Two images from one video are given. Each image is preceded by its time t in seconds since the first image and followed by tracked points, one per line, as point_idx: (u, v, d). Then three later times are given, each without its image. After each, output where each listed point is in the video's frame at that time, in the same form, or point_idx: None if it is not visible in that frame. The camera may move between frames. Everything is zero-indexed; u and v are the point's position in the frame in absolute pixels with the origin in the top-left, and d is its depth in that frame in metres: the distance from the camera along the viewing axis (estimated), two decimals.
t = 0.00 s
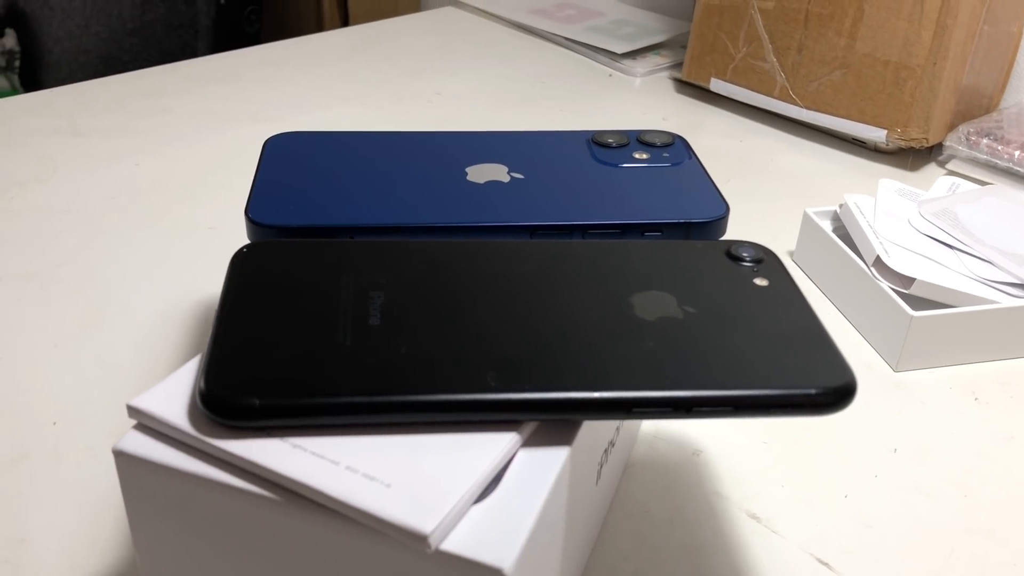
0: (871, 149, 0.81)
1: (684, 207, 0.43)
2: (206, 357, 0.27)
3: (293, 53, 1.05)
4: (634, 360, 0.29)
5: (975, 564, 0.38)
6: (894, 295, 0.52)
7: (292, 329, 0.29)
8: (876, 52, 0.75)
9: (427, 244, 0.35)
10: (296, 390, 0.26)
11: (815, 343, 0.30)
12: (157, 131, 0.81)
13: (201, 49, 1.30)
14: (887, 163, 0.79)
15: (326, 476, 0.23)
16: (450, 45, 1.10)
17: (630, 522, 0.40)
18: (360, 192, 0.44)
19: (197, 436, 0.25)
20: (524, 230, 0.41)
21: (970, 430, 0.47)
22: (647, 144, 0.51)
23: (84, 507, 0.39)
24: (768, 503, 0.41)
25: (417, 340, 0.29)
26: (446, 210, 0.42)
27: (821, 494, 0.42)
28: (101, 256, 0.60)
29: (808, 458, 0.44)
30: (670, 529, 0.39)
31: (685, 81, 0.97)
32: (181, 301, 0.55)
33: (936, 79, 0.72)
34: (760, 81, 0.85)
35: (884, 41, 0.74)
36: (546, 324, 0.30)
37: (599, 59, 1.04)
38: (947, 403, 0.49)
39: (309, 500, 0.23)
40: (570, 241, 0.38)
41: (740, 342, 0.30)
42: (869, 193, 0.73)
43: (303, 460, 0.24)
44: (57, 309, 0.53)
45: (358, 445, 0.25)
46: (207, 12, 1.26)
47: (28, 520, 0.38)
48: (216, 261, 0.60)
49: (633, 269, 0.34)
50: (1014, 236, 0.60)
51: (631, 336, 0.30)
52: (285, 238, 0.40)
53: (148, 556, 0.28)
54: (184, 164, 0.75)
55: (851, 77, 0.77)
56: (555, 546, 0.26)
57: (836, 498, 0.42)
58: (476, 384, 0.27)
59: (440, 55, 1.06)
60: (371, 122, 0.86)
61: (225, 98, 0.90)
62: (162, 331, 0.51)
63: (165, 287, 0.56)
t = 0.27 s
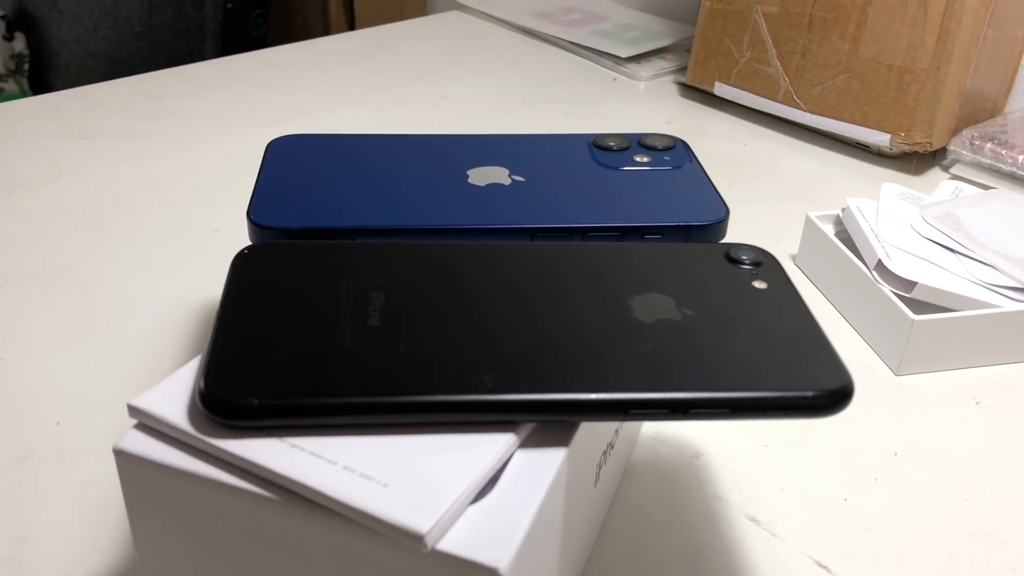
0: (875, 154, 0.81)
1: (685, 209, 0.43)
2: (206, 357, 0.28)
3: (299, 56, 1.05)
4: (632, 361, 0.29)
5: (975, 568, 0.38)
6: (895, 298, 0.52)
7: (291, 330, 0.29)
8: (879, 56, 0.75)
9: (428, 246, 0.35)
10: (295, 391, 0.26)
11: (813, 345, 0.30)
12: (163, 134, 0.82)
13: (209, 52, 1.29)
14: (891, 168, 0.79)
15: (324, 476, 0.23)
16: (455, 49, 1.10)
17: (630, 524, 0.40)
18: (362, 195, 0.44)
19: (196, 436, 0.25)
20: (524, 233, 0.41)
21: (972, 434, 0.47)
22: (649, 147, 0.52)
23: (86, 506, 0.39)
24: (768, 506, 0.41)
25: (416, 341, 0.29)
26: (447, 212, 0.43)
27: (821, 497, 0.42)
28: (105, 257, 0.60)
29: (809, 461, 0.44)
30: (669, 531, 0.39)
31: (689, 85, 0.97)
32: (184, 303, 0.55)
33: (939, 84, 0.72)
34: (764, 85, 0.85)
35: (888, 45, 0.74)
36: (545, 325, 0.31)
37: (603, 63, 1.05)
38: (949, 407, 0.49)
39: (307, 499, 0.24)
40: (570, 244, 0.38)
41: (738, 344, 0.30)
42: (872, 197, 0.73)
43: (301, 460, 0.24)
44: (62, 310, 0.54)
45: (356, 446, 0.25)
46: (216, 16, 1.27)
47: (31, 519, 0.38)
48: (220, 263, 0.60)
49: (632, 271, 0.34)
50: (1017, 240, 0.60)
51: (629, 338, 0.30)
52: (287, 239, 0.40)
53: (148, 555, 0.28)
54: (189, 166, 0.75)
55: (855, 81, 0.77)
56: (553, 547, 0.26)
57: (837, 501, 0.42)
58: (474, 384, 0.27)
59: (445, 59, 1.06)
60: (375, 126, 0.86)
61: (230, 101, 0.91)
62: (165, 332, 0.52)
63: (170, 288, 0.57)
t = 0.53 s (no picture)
0: (879, 158, 0.81)
1: (684, 212, 0.44)
2: (207, 357, 0.28)
3: (304, 60, 1.06)
4: (630, 362, 0.29)
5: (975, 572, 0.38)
6: (896, 301, 0.52)
7: (292, 330, 0.29)
8: (882, 61, 0.75)
9: (428, 247, 0.35)
10: (295, 390, 0.26)
11: (811, 346, 0.30)
12: (168, 137, 0.82)
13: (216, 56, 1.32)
14: (894, 172, 0.79)
15: (322, 474, 0.24)
16: (460, 53, 1.10)
17: (629, 526, 0.40)
18: (362, 196, 0.44)
19: (196, 434, 0.25)
20: (525, 234, 0.41)
21: (973, 437, 0.47)
22: (650, 150, 0.52)
23: (89, 505, 0.39)
24: (768, 508, 0.41)
25: (415, 342, 0.29)
26: (448, 214, 0.43)
27: (821, 499, 0.42)
28: (110, 259, 0.60)
29: (810, 464, 0.44)
30: (668, 533, 0.39)
31: (693, 89, 0.97)
32: (187, 304, 0.55)
33: (942, 88, 0.72)
34: (768, 89, 0.85)
35: (891, 49, 0.74)
36: (544, 326, 0.31)
37: (607, 67, 1.05)
38: (950, 410, 0.49)
39: (306, 498, 0.24)
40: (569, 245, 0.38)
41: (736, 346, 0.30)
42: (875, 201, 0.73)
43: (300, 459, 0.24)
44: (66, 311, 0.54)
45: (354, 444, 0.25)
46: (223, 20, 1.29)
47: (33, 517, 0.38)
48: (223, 265, 0.60)
49: (631, 273, 0.35)
50: (1019, 244, 0.60)
51: (627, 339, 0.30)
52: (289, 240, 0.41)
53: (149, 553, 0.28)
54: (194, 169, 0.76)
55: (858, 85, 0.77)
56: (550, 546, 0.27)
57: (837, 503, 0.42)
58: (472, 384, 0.27)
59: (449, 63, 1.07)
60: (379, 129, 0.86)
61: (235, 104, 0.91)
62: (168, 333, 0.52)
63: (173, 290, 0.57)
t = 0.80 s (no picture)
0: (883, 160, 0.81)
1: (687, 212, 0.44)
2: (209, 354, 0.28)
3: (309, 62, 1.06)
4: (632, 361, 0.29)
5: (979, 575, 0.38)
6: (900, 303, 0.52)
7: (294, 328, 0.29)
8: (886, 63, 0.75)
9: (430, 246, 0.36)
10: (296, 387, 0.26)
11: (813, 346, 0.30)
12: (174, 138, 0.82)
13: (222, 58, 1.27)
14: (899, 174, 0.78)
15: (323, 471, 0.24)
16: (464, 55, 1.11)
17: (631, 527, 0.40)
18: (365, 196, 0.44)
19: (198, 431, 0.25)
20: (527, 234, 0.41)
21: (977, 440, 0.47)
22: (653, 150, 0.52)
23: (92, 504, 0.39)
24: (770, 509, 0.41)
25: (417, 340, 0.29)
26: (451, 214, 0.43)
27: (823, 500, 0.42)
28: (114, 259, 0.61)
29: (813, 467, 0.44)
30: (670, 534, 0.39)
31: (697, 91, 0.97)
32: (191, 305, 0.55)
33: (947, 91, 0.72)
34: (772, 91, 0.85)
35: (895, 52, 0.74)
36: (545, 325, 0.31)
37: (612, 70, 1.05)
38: (954, 412, 0.49)
39: (306, 494, 0.24)
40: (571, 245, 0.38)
41: (738, 345, 0.30)
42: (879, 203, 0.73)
43: (301, 456, 0.24)
44: (71, 311, 0.54)
45: (356, 442, 0.25)
46: (229, 23, 1.24)
47: (36, 516, 0.38)
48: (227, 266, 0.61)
49: (633, 273, 0.35)
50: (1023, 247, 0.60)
51: (629, 338, 0.30)
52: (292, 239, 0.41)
53: (150, 551, 0.28)
54: (198, 170, 0.76)
55: (862, 87, 0.77)
56: (551, 545, 0.26)
57: (839, 505, 0.41)
58: (473, 382, 0.27)
59: (454, 65, 1.07)
60: (384, 131, 0.87)
61: (241, 106, 0.91)
62: (172, 333, 0.52)
63: (177, 290, 0.57)
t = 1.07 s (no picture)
0: (889, 164, 0.81)
1: (691, 215, 0.44)
2: (212, 355, 0.28)
3: (314, 65, 1.06)
4: (634, 363, 0.29)
5: None
6: (905, 307, 0.52)
7: (297, 329, 0.29)
8: (892, 66, 0.75)
9: (434, 248, 0.36)
10: (299, 388, 0.26)
11: (817, 349, 0.30)
12: (179, 140, 0.83)
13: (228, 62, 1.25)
14: (904, 178, 0.78)
15: (326, 472, 0.24)
16: (469, 58, 1.11)
17: (634, 529, 0.39)
18: (368, 198, 0.44)
19: (201, 432, 0.25)
20: (531, 236, 0.41)
21: (982, 443, 0.46)
22: (657, 153, 0.52)
23: (95, 504, 0.39)
24: (773, 512, 0.41)
25: (420, 341, 0.29)
26: (455, 216, 0.43)
27: (827, 504, 0.42)
28: (119, 261, 0.61)
29: (817, 470, 0.44)
30: (673, 536, 0.39)
31: (702, 95, 0.97)
32: (196, 306, 0.55)
33: (952, 94, 0.72)
34: (777, 95, 0.85)
35: (901, 55, 0.74)
36: (548, 327, 0.31)
37: (617, 73, 1.05)
38: (959, 416, 0.48)
39: (309, 495, 0.24)
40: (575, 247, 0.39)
41: (741, 347, 0.30)
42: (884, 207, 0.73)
43: (304, 457, 0.24)
44: (76, 312, 0.54)
45: (358, 443, 0.25)
46: (234, 27, 1.21)
47: (40, 516, 0.38)
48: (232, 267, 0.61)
49: (637, 275, 0.35)
50: None
51: (632, 339, 0.30)
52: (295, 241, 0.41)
53: (153, 552, 0.28)
54: (203, 172, 0.76)
55: (867, 90, 0.77)
56: (553, 547, 0.26)
57: (843, 508, 0.41)
58: (476, 384, 0.27)
59: (459, 69, 1.07)
60: (389, 134, 0.87)
61: (246, 109, 0.92)
62: (177, 335, 0.52)
63: (182, 291, 0.57)
